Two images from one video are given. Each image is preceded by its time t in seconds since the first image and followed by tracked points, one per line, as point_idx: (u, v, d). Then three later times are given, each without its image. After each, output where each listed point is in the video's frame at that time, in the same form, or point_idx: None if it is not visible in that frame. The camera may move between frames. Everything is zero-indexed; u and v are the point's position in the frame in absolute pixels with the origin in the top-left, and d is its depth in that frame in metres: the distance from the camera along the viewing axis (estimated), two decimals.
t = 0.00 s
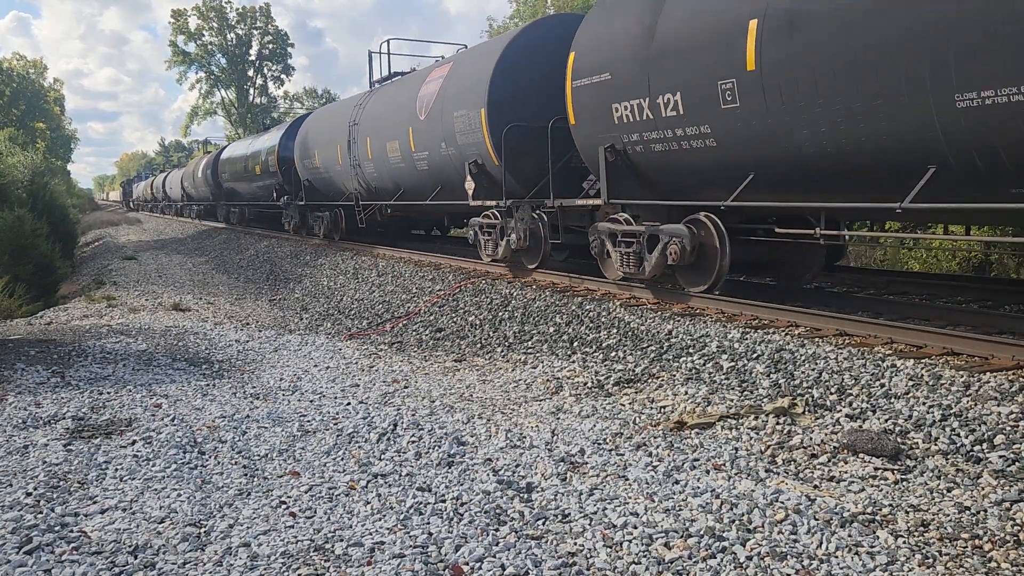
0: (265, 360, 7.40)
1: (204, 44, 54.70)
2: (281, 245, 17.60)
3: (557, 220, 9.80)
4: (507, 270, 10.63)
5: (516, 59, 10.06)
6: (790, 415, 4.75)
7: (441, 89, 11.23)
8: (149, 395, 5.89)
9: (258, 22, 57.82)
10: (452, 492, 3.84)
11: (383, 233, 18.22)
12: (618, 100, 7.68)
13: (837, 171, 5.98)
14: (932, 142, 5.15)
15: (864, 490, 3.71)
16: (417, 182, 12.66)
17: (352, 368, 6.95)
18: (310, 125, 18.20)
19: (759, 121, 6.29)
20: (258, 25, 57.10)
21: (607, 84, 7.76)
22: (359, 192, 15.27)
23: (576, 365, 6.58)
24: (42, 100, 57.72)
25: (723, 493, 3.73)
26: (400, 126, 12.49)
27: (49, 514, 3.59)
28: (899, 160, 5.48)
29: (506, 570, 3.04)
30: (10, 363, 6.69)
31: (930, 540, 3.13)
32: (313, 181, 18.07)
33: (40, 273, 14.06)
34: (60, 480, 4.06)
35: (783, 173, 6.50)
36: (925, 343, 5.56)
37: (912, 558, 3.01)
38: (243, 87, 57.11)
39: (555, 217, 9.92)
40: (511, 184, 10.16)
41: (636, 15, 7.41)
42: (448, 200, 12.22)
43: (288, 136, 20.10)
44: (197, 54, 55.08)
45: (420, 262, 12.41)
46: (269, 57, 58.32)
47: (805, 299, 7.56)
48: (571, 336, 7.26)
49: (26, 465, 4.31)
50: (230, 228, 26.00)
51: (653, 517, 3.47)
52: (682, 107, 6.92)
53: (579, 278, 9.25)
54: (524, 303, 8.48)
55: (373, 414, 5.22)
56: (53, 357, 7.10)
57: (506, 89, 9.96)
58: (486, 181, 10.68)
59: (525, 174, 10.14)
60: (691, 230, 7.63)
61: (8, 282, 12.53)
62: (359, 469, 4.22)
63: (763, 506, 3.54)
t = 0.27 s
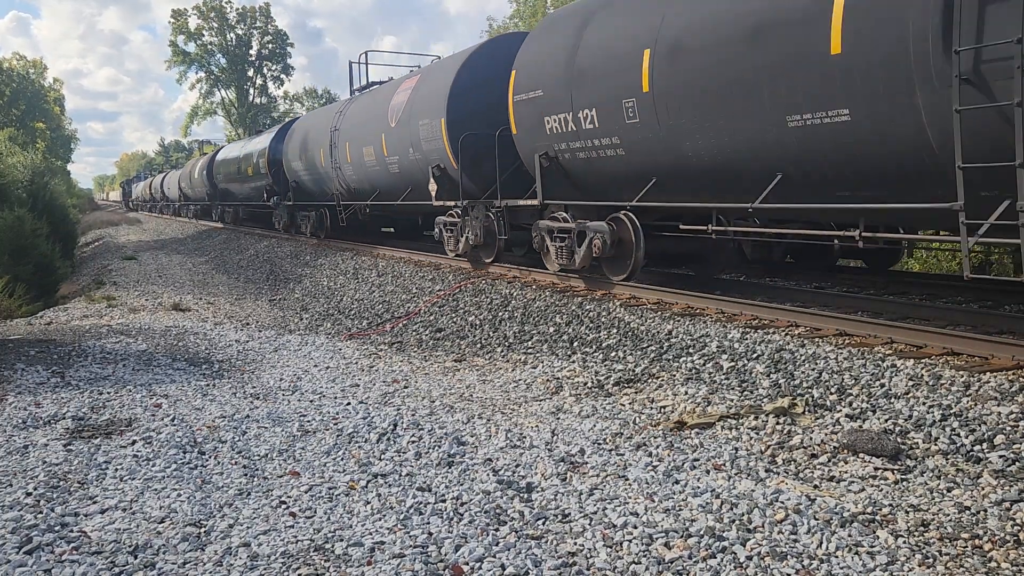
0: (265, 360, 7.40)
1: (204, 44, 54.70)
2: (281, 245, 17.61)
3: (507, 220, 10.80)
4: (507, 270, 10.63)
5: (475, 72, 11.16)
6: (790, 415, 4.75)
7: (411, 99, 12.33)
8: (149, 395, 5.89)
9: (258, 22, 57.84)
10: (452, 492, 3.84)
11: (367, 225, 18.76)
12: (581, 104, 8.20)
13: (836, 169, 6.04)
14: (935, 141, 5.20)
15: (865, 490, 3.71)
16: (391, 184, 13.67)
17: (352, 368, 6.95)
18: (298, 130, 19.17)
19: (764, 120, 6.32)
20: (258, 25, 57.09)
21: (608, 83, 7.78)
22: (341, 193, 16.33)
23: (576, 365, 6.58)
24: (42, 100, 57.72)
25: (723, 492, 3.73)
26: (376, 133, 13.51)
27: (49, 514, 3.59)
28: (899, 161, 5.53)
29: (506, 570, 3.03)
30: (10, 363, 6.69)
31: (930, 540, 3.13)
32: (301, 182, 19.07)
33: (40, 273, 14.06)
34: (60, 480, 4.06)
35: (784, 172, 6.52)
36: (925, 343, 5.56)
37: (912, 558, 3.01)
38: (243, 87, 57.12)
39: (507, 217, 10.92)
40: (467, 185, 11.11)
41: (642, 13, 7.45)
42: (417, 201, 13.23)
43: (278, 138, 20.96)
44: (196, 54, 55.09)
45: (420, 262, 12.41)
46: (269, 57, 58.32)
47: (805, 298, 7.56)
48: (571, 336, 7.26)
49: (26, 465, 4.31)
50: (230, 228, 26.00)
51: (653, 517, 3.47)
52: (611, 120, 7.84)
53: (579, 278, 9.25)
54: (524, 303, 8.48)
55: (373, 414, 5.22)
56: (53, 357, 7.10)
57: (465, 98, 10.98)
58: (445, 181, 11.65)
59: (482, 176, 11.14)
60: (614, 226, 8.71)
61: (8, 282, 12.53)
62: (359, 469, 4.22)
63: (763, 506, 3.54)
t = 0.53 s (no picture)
0: (265, 360, 7.40)
1: (204, 44, 54.71)
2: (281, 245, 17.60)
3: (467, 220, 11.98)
4: (507, 270, 10.63)
5: (445, 82, 12.15)
6: (790, 415, 4.75)
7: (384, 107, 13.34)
8: (149, 395, 5.89)
9: (258, 22, 57.86)
10: (452, 492, 3.84)
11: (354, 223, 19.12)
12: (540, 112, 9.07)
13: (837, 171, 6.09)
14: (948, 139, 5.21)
15: (865, 490, 3.71)
16: (370, 185, 14.71)
17: (352, 368, 6.95)
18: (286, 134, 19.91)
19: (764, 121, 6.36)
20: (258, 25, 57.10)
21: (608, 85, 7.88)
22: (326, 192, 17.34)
23: (576, 365, 6.58)
24: (42, 100, 57.72)
25: (723, 493, 3.73)
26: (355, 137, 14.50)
27: (49, 514, 3.59)
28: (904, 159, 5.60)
29: (506, 570, 3.03)
30: (10, 363, 6.69)
31: (930, 540, 3.14)
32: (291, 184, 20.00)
33: (40, 273, 14.06)
34: (60, 480, 4.06)
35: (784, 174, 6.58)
36: (925, 343, 5.56)
37: (913, 558, 3.01)
38: (243, 87, 57.13)
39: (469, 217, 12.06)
40: (432, 188, 12.11)
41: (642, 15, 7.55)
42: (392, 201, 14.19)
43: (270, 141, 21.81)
44: (197, 54, 55.10)
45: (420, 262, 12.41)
46: (269, 57, 58.32)
47: (805, 298, 7.56)
48: (571, 336, 7.26)
49: (26, 465, 4.31)
50: (230, 228, 26.01)
51: (653, 517, 3.47)
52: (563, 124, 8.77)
53: (579, 278, 9.25)
54: (524, 303, 8.48)
55: (373, 414, 5.22)
56: (53, 357, 7.10)
57: (432, 108, 11.93)
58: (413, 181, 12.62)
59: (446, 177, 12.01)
60: (555, 225, 9.90)
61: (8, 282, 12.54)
62: (359, 469, 4.22)
63: (763, 506, 3.54)
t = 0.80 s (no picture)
0: (265, 360, 7.40)
1: (204, 44, 54.72)
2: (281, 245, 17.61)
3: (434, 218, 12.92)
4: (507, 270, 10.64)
5: (416, 93, 13.03)
6: (790, 415, 4.75)
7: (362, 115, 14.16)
8: (149, 395, 5.89)
9: (258, 22, 57.87)
10: (452, 492, 3.84)
11: (340, 219, 19.78)
12: (491, 121, 9.84)
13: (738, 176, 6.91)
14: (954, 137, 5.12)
15: (865, 490, 3.71)
16: (350, 186, 15.63)
17: (352, 368, 6.95)
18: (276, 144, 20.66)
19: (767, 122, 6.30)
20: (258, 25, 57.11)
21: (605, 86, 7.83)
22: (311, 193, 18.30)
23: (576, 365, 6.58)
24: (42, 100, 57.72)
25: (723, 493, 3.73)
26: (336, 143, 15.49)
27: (49, 514, 3.59)
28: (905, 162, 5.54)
29: (506, 570, 3.03)
30: (10, 363, 6.69)
31: (930, 540, 3.13)
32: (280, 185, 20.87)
33: (40, 273, 14.06)
34: (60, 480, 4.06)
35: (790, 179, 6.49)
36: (925, 343, 5.56)
37: (913, 558, 3.01)
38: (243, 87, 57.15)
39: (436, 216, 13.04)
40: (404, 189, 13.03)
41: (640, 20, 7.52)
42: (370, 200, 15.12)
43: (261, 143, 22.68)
44: (197, 54, 55.11)
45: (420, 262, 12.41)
46: (269, 57, 58.34)
47: (805, 298, 7.57)
48: (571, 336, 7.26)
49: (26, 465, 4.31)
50: (230, 228, 26.01)
51: (653, 517, 3.47)
52: (512, 133, 9.53)
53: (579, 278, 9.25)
54: (524, 303, 8.49)
55: (373, 414, 5.22)
56: (53, 357, 7.10)
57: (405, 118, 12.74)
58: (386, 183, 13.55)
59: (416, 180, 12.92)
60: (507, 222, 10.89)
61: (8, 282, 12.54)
62: (359, 469, 4.22)
63: (763, 506, 3.54)
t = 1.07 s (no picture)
0: (265, 360, 7.40)
1: (204, 44, 54.73)
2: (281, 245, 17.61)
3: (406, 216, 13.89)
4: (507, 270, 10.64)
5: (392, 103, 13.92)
6: (790, 415, 4.75)
7: (342, 121, 15.31)
8: (149, 395, 5.89)
9: (257, 22, 57.86)
10: (452, 492, 3.84)
11: (329, 218, 20.59)
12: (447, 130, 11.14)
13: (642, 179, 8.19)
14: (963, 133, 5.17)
15: (864, 490, 3.71)
16: (334, 187, 16.63)
17: (352, 368, 6.95)
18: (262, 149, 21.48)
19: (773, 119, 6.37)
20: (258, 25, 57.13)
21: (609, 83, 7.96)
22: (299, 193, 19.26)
23: (576, 365, 6.58)
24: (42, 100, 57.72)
25: (723, 492, 3.73)
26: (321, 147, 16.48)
27: (49, 514, 3.59)
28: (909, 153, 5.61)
29: (506, 571, 3.03)
30: (10, 363, 6.69)
31: (930, 540, 3.14)
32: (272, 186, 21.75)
33: (40, 273, 14.06)
34: (60, 480, 4.06)
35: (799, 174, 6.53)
36: (925, 343, 5.56)
37: (913, 558, 3.01)
38: (243, 87, 57.14)
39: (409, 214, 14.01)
40: (378, 188, 14.00)
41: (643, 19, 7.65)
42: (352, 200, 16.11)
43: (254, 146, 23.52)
44: (197, 54, 55.12)
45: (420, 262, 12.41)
46: (269, 57, 58.35)
47: (805, 299, 7.57)
48: (571, 336, 7.26)
49: (26, 465, 4.31)
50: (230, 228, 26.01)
51: (653, 517, 3.47)
52: (462, 141, 10.85)
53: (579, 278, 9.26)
54: (524, 303, 8.49)
55: (373, 414, 5.22)
56: (53, 357, 7.10)
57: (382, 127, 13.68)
58: (363, 185, 14.50)
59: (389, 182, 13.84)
60: (469, 221, 11.94)
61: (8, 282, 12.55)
62: (359, 469, 4.22)
63: (763, 506, 3.54)
